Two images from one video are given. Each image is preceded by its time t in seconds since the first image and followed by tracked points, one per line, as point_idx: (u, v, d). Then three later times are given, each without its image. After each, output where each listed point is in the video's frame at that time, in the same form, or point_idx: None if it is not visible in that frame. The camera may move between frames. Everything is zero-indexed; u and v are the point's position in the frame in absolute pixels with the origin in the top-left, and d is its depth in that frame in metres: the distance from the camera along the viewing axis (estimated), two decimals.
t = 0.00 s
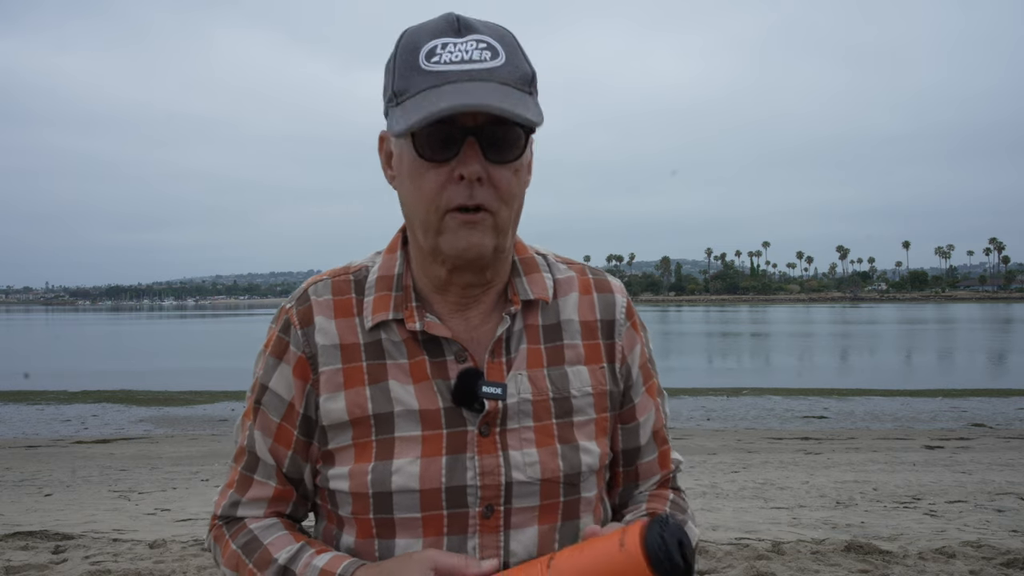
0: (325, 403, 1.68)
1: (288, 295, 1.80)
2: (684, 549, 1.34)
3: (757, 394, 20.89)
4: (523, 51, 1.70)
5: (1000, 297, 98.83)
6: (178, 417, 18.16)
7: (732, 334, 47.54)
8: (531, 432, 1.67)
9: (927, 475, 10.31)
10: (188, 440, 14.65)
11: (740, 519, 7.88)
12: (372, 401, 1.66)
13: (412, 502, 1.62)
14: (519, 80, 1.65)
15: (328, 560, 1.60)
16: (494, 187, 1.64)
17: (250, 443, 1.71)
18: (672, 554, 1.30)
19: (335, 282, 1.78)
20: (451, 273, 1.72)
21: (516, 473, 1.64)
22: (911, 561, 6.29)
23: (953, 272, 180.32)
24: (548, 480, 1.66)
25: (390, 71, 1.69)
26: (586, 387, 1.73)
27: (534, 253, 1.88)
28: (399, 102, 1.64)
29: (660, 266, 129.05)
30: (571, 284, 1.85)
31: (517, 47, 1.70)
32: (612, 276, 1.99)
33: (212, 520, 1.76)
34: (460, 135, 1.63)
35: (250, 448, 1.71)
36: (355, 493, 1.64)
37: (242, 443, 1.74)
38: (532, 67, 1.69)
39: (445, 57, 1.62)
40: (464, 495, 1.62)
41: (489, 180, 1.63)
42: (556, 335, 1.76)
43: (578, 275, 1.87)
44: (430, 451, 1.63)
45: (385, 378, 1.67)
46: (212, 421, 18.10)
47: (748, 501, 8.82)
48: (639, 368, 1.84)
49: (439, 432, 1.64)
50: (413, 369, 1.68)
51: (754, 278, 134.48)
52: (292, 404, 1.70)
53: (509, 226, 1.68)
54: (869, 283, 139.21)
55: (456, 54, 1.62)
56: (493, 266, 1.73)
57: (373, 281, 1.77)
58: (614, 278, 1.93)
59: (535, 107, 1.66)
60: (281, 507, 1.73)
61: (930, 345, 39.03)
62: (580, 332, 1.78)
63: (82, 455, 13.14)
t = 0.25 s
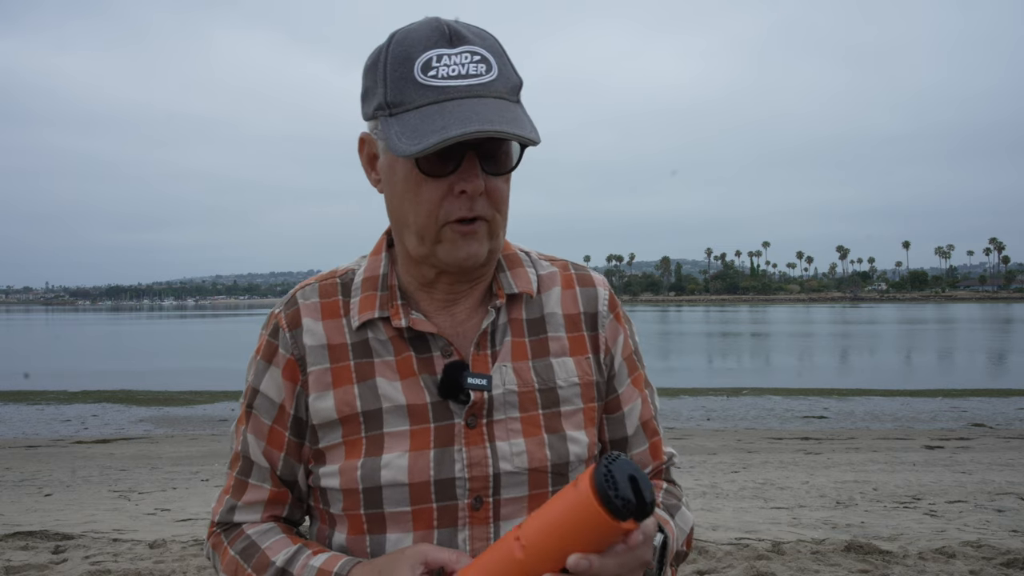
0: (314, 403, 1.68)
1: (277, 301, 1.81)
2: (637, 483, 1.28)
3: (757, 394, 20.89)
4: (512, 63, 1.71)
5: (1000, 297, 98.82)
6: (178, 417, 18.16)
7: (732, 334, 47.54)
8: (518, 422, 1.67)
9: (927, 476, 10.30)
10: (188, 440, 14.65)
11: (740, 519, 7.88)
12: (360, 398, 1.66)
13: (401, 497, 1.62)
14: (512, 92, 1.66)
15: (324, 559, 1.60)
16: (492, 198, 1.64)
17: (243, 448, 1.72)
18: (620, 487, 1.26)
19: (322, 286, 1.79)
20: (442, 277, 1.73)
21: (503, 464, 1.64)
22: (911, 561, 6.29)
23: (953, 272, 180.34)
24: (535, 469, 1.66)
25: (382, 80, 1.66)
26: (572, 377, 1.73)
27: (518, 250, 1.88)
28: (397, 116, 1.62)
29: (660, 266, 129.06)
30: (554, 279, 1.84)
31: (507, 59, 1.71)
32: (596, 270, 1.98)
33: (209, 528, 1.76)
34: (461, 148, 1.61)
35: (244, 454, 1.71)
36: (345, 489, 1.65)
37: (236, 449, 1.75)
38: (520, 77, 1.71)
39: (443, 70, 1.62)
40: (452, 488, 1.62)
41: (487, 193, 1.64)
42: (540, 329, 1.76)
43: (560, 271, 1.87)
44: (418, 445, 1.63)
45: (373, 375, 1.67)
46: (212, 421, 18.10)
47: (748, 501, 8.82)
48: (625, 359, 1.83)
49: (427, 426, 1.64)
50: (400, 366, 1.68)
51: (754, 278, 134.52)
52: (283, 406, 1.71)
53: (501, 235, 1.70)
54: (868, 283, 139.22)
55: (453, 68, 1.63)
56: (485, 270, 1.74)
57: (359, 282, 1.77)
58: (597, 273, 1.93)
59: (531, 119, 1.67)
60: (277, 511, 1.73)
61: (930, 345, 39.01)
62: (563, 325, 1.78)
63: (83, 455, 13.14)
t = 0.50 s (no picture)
0: (306, 404, 1.67)
1: (268, 304, 1.79)
2: (635, 487, 1.27)
3: (757, 393, 20.86)
4: (495, 64, 1.70)
5: (1000, 298, 98.80)
6: (178, 417, 18.13)
7: (732, 334, 47.50)
8: (508, 418, 1.65)
9: (927, 476, 10.29)
10: (188, 440, 14.63)
11: (740, 519, 7.86)
12: (351, 398, 1.64)
13: (394, 495, 1.60)
14: (495, 94, 1.64)
15: (319, 559, 1.58)
16: (478, 201, 1.63)
17: (237, 450, 1.70)
18: (615, 489, 1.25)
19: (313, 288, 1.77)
20: (431, 279, 1.72)
21: (495, 460, 1.62)
22: (911, 561, 6.27)
23: (953, 272, 180.28)
24: (527, 465, 1.64)
25: (366, 86, 1.64)
26: (562, 373, 1.71)
27: (506, 249, 1.87)
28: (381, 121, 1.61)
29: (660, 266, 129.04)
30: (543, 277, 1.83)
31: (490, 61, 1.69)
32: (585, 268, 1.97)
33: (205, 531, 1.74)
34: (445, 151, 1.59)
35: (238, 456, 1.70)
36: (338, 488, 1.63)
37: (231, 451, 1.73)
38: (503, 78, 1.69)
39: (425, 75, 1.61)
40: (445, 485, 1.61)
41: (474, 195, 1.62)
42: (530, 326, 1.75)
43: (549, 269, 1.85)
44: (410, 444, 1.62)
45: (363, 375, 1.66)
46: (212, 421, 18.09)
47: (748, 501, 8.80)
48: (615, 355, 1.81)
49: (418, 424, 1.63)
50: (391, 365, 1.67)
51: (754, 278, 134.49)
52: (275, 408, 1.70)
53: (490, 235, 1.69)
54: (868, 283, 139.16)
55: (436, 72, 1.61)
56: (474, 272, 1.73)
57: (350, 284, 1.76)
58: (587, 270, 1.91)
59: (515, 120, 1.65)
60: (272, 512, 1.72)
61: (931, 345, 38.98)
62: (552, 322, 1.76)
63: (83, 455, 13.12)
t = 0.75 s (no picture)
0: (302, 404, 1.66)
1: (264, 305, 1.79)
2: (631, 477, 1.26)
3: (757, 393, 20.85)
4: (487, 63, 1.69)
5: (1000, 298, 98.77)
6: (178, 417, 18.12)
7: (732, 334, 47.50)
8: (504, 417, 1.64)
9: (926, 475, 10.28)
10: (188, 440, 14.62)
11: (740, 519, 7.85)
12: (347, 398, 1.64)
13: (389, 495, 1.60)
14: (487, 92, 1.63)
15: (318, 557, 1.58)
16: (469, 198, 1.62)
17: (233, 452, 1.69)
18: (609, 480, 1.24)
19: (308, 289, 1.76)
20: (423, 275, 1.71)
21: (491, 459, 1.61)
22: (911, 561, 6.27)
23: (953, 272, 180.25)
24: (522, 464, 1.63)
25: (358, 86, 1.64)
26: (557, 372, 1.70)
27: (501, 249, 1.86)
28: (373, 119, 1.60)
29: (660, 266, 129.03)
30: (538, 277, 1.82)
31: (482, 61, 1.69)
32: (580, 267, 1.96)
33: (202, 531, 1.73)
34: (436, 149, 1.59)
35: (234, 457, 1.69)
36: (334, 489, 1.62)
37: (227, 453, 1.72)
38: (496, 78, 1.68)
39: (416, 74, 1.60)
40: (441, 484, 1.60)
41: (465, 192, 1.61)
42: (524, 326, 1.74)
43: (543, 269, 1.85)
44: (405, 443, 1.61)
45: (359, 376, 1.65)
46: (212, 421, 18.08)
47: (748, 501, 8.79)
48: (610, 353, 1.80)
49: (413, 424, 1.62)
50: (387, 366, 1.66)
51: (754, 278, 134.44)
52: (272, 409, 1.69)
53: (482, 230, 1.68)
54: (869, 283, 139.03)
55: (427, 70, 1.60)
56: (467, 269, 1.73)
57: (345, 284, 1.75)
58: (582, 269, 1.90)
59: (506, 118, 1.64)
60: (269, 514, 1.71)
61: (931, 345, 38.96)
62: (547, 321, 1.75)
63: (82, 455, 13.11)
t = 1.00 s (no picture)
0: (300, 406, 1.64)
1: (261, 306, 1.77)
2: (636, 490, 1.25)
3: (757, 393, 20.84)
4: (469, 50, 1.67)
5: (1000, 298, 98.75)
6: (178, 417, 18.10)
7: (732, 334, 47.48)
8: (504, 422, 1.62)
9: (927, 475, 10.26)
10: (188, 440, 14.60)
11: (740, 519, 7.83)
12: (345, 401, 1.61)
13: (388, 499, 1.57)
14: (466, 76, 1.61)
15: (313, 562, 1.55)
16: (453, 180, 1.61)
17: (228, 452, 1.67)
18: (616, 493, 1.22)
19: (306, 290, 1.75)
20: (417, 268, 1.69)
21: (491, 464, 1.59)
22: (911, 561, 6.24)
23: (953, 272, 180.21)
24: (523, 468, 1.61)
25: (341, 81, 1.65)
26: (557, 376, 1.68)
27: (501, 249, 1.84)
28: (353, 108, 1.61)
29: (661, 266, 129.02)
30: (539, 278, 1.80)
31: (465, 48, 1.67)
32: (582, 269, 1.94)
33: (195, 532, 1.71)
34: (415, 133, 1.60)
35: (229, 458, 1.67)
36: (332, 492, 1.60)
37: (222, 453, 1.70)
38: (479, 63, 1.66)
39: (393, 59, 1.59)
40: (440, 488, 1.58)
41: (448, 174, 1.60)
42: (525, 328, 1.72)
43: (545, 270, 1.83)
44: (404, 447, 1.59)
45: (357, 378, 1.63)
46: (212, 421, 18.06)
47: (749, 501, 8.77)
48: (612, 357, 1.79)
49: (412, 428, 1.60)
50: (385, 367, 1.64)
51: (754, 279, 134.44)
52: (268, 411, 1.67)
53: (471, 217, 1.66)
54: (868, 283, 138.96)
55: (405, 57, 1.58)
56: (462, 259, 1.70)
57: (343, 285, 1.73)
58: (583, 271, 1.88)
59: (488, 101, 1.63)
60: (263, 515, 1.69)
61: (931, 345, 38.94)
62: (548, 324, 1.73)
63: (82, 455, 13.09)
